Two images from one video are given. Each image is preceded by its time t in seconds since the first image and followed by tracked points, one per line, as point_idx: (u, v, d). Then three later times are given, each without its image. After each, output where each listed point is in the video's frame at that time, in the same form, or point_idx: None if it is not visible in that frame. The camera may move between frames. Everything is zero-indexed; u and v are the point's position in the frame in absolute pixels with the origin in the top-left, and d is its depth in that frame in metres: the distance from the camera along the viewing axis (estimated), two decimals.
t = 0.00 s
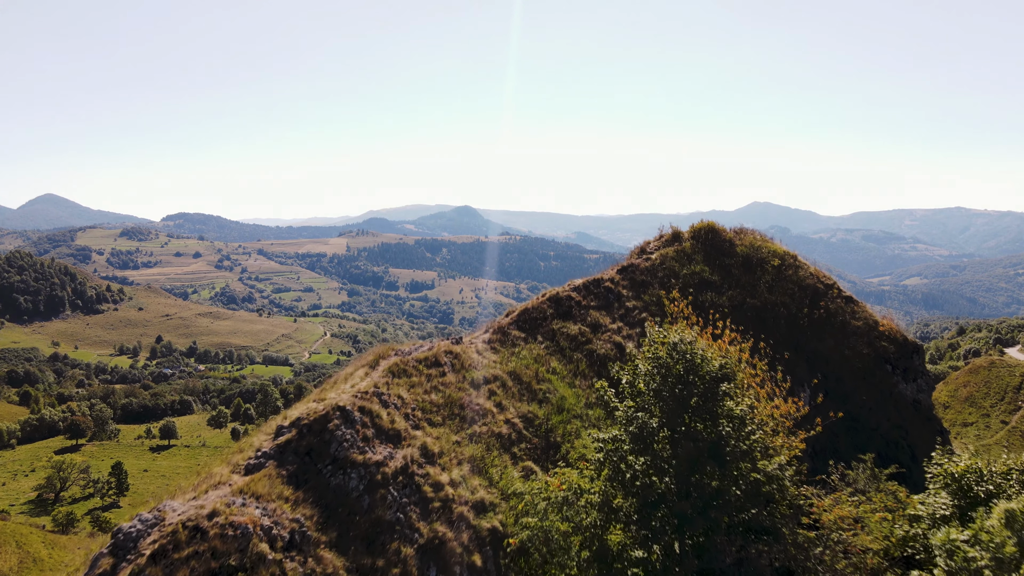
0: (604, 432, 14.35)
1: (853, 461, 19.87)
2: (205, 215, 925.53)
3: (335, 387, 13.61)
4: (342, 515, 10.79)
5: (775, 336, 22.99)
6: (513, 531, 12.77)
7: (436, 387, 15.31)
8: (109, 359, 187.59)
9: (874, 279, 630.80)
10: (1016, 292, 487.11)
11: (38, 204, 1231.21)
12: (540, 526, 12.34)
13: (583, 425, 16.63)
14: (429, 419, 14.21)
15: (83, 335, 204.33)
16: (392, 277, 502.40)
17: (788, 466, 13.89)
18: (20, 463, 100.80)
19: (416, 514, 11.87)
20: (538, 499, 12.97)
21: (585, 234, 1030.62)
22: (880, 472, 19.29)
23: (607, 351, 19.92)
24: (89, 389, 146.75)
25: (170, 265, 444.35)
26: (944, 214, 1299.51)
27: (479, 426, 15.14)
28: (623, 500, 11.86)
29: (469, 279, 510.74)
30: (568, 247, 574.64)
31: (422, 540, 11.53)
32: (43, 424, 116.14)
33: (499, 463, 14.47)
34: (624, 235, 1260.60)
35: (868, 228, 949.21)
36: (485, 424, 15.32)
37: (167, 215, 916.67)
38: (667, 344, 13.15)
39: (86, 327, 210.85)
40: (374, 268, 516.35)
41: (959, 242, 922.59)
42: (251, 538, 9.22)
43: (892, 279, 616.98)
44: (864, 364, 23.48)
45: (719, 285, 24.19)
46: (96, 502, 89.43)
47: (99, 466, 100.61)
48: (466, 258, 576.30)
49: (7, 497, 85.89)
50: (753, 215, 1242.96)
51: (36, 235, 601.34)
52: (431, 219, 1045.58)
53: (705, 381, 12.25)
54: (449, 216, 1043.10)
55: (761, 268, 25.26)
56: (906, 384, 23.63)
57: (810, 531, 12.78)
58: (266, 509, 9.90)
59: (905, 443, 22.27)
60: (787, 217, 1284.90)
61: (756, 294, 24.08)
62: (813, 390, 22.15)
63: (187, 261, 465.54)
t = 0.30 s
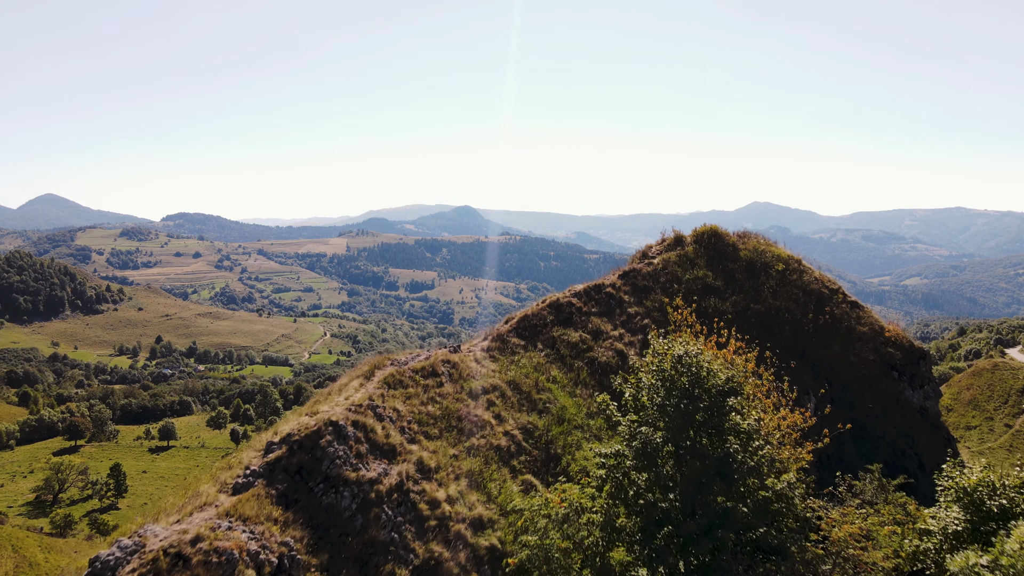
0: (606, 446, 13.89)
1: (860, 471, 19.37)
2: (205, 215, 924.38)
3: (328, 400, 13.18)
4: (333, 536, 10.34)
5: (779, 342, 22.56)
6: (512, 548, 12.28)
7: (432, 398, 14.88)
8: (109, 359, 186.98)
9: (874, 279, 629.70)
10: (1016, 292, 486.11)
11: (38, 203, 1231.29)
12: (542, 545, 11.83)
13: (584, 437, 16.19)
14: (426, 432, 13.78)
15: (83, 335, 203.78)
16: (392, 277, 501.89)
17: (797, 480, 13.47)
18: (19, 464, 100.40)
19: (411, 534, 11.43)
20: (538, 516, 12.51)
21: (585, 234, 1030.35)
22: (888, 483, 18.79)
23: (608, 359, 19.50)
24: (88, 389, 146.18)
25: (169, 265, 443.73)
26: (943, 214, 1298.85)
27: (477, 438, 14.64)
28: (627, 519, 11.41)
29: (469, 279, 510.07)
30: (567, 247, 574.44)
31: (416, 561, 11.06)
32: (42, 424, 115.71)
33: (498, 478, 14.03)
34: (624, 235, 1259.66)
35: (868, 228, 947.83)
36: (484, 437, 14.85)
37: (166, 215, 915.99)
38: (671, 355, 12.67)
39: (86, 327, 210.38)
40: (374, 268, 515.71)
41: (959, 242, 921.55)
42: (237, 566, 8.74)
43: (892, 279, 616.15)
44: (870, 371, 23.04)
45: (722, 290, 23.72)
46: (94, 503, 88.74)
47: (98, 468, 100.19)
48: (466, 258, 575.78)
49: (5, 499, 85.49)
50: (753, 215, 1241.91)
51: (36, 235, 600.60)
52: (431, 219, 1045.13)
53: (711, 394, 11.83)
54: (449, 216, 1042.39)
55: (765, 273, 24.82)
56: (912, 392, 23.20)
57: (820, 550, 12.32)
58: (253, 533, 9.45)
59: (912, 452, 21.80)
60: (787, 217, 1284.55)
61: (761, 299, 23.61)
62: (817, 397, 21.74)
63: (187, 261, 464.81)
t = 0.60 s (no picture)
0: (608, 459, 13.45)
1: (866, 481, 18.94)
2: (204, 215, 923.33)
3: (321, 414, 12.75)
4: (322, 558, 9.86)
5: (784, 349, 22.10)
6: (511, 567, 11.74)
7: (429, 409, 14.44)
8: (108, 359, 186.33)
9: (874, 279, 628.86)
10: (1016, 292, 485.32)
11: (38, 203, 1230.68)
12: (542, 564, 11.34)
13: (586, 448, 15.80)
14: (422, 445, 13.32)
15: (82, 335, 203.12)
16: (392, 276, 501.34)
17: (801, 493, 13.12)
18: (17, 466, 99.92)
19: (407, 553, 10.94)
20: (539, 534, 11.98)
21: (585, 234, 1029.86)
22: (895, 493, 18.37)
23: (610, 368, 19.05)
24: (87, 390, 145.45)
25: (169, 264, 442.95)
26: (943, 214, 1297.75)
27: (476, 451, 14.22)
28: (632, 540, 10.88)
29: (469, 279, 509.38)
30: (568, 247, 574.10)
31: None
32: (41, 425, 115.36)
33: (496, 492, 13.57)
34: (624, 235, 1258.79)
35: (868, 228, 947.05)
36: (482, 449, 14.45)
37: (166, 215, 914.93)
38: (678, 368, 12.23)
39: (85, 327, 209.67)
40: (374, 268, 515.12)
41: (959, 242, 920.69)
42: None
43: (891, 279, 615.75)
44: (875, 378, 22.60)
45: (725, 295, 23.28)
46: (93, 505, 87.79)
47: (96, 469, 99.74)
48: (466, 258, 575.16)
49: (3, 500, 85.03)
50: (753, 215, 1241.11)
51: (36, 235, 599.40)
52: (431, 219, 1044.51)
53: (717, 407, 11.42)
54: (449, 216, 1041.69)
55: (769, 278, 24.40)
56: (920, 398, 22.74)
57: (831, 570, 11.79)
58: (239, 558, 9.00)
59: (920, 460, 21.33)
60: (787, 217, 1283.95)
61: (765, 305, 23.18)
62: (822, 404, 21.32)
63: (187, 261, 464.09)
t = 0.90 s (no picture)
0: (611, 472, 13.04)
1: (874, 491, 18.49)
2: (204, 215, 921.86)
3: (314, 427, 12.36)
4: None
5: (788, 355, 21.65)
6: None
7: (425, 420, 13.96)
8: (108, 360, 185.71)
9: (874, 279, 628.14)
10: (1016, 292, 484.61)
11: (37, 204, 1229.40)
12: None
13: (588, 458, 15.34)
14: (418, 458, 12.89)
15: (82, 335, 202.53)
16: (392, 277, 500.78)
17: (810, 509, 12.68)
18: (15, 467, 99.35)
19: None
20: (539, 553, 11.38)
21: (585, 234, 1028.92)
22: (903, 504, 17.89)
23: (611, 375, 18.62)
24: (86, 390, 144.83)
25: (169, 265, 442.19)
26: (943, 214, 1296.51)
27: (474, 464, 13.76)
28: (635, 562, 10.33)
29: (469, 279, 508.83)
30: (568, 247, 573.90)
31: None
32: (39, 426, 114.82)
33: (495, 506, 13.05)
34: (623, 235, 1257.87)
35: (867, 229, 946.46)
36: (481, 461, 13.96)
37: (166, 215, 913.51)
38: (683, 379, 11.84)
39: (85, 328, 208.99)
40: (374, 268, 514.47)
41: (959, 242, 919.55)
42: None
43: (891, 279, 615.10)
44: (881, 384, 22.13)
45: (728, 300, 22.88)
46: (91, 506, 87.05)
47: (94, 470, 99.14)
48: (466, 258, 574.89)
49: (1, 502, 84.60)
50: (753, 215, 1240.78)
51: (35, 235, 598.52)
52: (431, 219, 1043.50)
53: (725, 421, 11.02)
54: (449, 216, 1041.30)
55: (774, 282, 23.94)
56: (926, 405, 22.29)
57: None
58: None
59: (927, 468, 20.93)
60: (786, 217, 1283.31)
61: (769, 309, 22.75)
62: (827, 411, 20.86)
63: (187, 261, 463.26)
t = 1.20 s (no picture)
0: (614, 485, 12.56)
1: (883, 501, 17.98)
2: (204, 215, 920.95)
3: (306, 439, 11.95)
4: None
5: (794, 360, 21.17)
6: None
7: (422, 430, 13.55)
8: (107, 360, 185.07)
9: (874, 279, 627.14)
10: (1016, 292, 483.44)
11: (37, 203, 1228.21)
12: None
13: (589, 469, 14.86)
14: (414, 471, 12.41)
15: (81, 336, 201.94)
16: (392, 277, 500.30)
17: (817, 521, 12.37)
18: (13, 468, 98.77)
19: None
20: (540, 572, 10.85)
21: (585, 234, 1027.83)
22: (913, 514, 17.42)
23: (614, 382, 18.12)
24: (86, 390, 144.19)
25: (169, 265, 441.55)
26: (942, 215, 1295.56)
27: (472, 476, 13.28)
28: None
29: (468, 279, 508.23)
30: (568, 247, 573.53)
31: None
32: (38, 427, 114.36)
33: (494, 520, 12.56)
34: (624, 235, 1257.22)
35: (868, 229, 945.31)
36: (479, 473, 13.50)
37: (166, 215, 912.82)
38: (691, 391, 11.37)
39: (84, 328, 208.35)
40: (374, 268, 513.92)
41: (959, 242, 918.47)
42: None
43: (891, 279, 614.12)
44: (888, 390, 21.66)
45: (733, 304, 22.43)
46: (89, 508, 86.45)
47: (93, 472, 98.58)
48: (466, 258, 574.45)
49: None
50: (753, 215, 1239.86)
51: (35, 234, 597.90)
52: (431, 219, 1042.92)
53: (734, 433, 10.60)
54: (449, 216, 1041.08)
55: (778, 285, 23.52)
56: (934, 410, 21.88)
57: None
58: None
59: (936, 476, 20.47)
60: (786, 217, 1282.14)
61: (773, 314, 22.33)
62: (833, 415, 20.43)
63: (186, 261, 462.56)
